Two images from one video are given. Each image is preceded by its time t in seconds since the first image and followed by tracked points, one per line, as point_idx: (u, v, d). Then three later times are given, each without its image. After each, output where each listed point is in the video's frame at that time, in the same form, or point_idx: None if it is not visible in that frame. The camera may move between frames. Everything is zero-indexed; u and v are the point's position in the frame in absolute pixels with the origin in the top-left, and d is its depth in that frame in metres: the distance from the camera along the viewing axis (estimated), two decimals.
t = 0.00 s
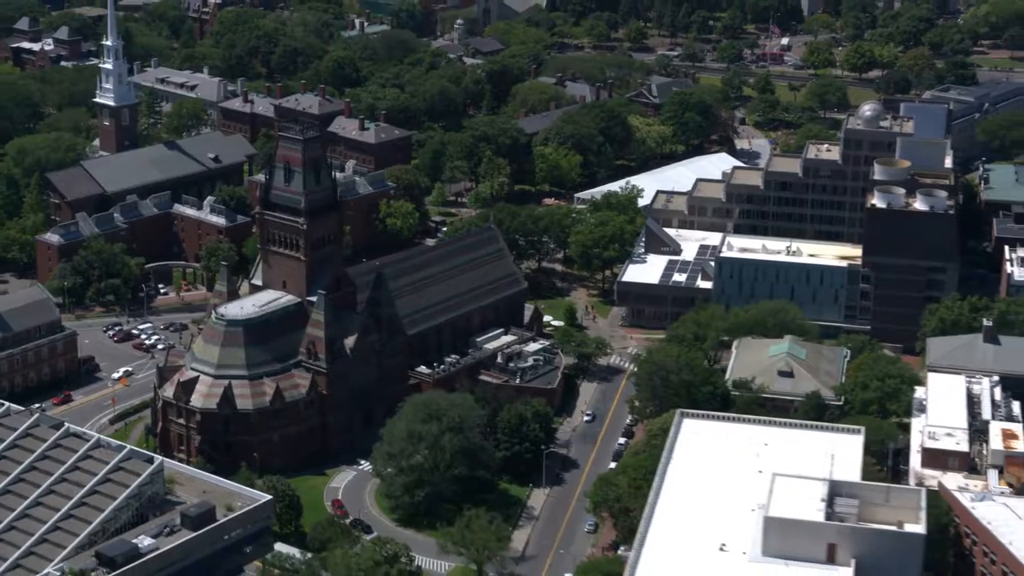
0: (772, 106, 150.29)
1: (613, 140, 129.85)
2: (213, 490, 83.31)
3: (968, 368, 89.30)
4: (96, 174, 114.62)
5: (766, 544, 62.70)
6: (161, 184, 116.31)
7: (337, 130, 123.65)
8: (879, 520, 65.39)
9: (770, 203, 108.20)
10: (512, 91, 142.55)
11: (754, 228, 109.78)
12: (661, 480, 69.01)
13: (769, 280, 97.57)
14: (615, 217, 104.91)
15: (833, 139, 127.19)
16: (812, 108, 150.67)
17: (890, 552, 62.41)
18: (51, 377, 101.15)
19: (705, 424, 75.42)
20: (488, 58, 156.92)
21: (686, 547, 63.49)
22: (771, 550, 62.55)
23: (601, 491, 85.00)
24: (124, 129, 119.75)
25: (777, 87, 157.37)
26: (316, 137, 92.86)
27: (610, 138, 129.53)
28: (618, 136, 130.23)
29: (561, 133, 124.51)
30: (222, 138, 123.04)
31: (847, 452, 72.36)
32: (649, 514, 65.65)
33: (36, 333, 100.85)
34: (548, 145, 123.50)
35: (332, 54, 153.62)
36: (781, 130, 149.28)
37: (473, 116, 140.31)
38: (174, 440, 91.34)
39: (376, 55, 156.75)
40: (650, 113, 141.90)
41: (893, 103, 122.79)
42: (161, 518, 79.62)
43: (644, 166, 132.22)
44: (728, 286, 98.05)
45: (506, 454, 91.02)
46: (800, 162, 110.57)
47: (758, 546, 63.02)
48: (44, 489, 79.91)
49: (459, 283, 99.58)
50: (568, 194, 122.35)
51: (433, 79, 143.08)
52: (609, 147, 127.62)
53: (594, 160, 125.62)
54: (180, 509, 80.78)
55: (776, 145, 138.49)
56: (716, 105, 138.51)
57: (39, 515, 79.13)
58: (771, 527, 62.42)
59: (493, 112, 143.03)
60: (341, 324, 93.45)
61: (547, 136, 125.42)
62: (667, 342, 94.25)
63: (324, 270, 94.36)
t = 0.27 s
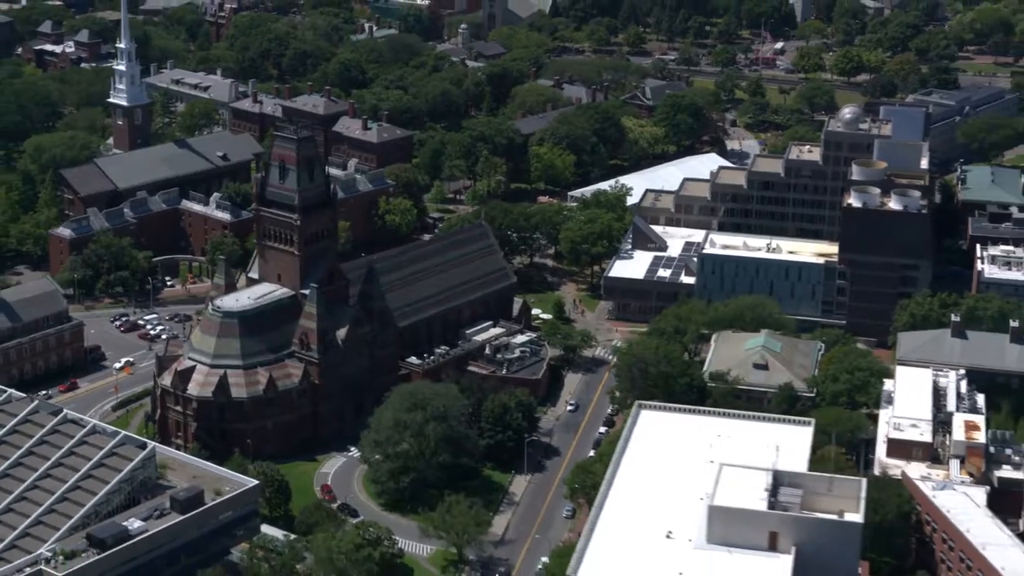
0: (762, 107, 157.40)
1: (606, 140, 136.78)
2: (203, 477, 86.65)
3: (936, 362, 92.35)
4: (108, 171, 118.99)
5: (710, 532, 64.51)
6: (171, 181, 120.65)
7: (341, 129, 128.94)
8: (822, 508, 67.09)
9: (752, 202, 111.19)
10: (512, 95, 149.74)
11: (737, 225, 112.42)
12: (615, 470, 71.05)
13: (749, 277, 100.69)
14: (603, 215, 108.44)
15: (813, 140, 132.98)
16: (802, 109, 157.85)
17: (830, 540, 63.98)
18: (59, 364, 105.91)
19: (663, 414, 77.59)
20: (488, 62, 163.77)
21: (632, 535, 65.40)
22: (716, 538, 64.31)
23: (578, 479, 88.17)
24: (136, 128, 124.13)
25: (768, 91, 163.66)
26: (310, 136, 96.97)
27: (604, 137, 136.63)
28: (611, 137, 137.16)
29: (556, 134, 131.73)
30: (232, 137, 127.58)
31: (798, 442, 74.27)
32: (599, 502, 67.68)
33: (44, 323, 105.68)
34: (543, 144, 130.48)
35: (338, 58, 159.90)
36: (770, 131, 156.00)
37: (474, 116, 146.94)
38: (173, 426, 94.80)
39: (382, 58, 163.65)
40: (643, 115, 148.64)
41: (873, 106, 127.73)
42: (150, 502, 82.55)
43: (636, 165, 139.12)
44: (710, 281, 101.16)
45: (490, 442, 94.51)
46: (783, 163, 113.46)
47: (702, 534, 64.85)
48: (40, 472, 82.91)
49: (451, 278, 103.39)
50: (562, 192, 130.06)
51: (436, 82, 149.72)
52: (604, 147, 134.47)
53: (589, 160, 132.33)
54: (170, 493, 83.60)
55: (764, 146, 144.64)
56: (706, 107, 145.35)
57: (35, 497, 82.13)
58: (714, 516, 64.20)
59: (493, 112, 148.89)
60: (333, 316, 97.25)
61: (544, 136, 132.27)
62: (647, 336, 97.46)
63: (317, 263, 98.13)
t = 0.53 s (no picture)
0: (754, 109, 159.73)
1: (601, 142, 139.58)
2: (194, 465, 90.21)
3: (907, 357, 95.12)
4: (120, 169, 123.11)
5: (659, 522, 66.13)
6: (180, 178, 124.75)
7: (345, 129, 134.55)
8: (768, 500, 68.89)
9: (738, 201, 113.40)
10: (513, 95, 154.80)
11: (723, 224, 114.90)
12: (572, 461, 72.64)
13: (731, 274, 103.81)
14: (593, 213, 111.81)
15: (798, 141, 137.36)
16: (790, 110, 160.70)
17: (775, 531, 65.70)
18: (66, 355, 110.28)
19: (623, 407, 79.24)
20: (490, 65, 169.08)
21: (584, 524, 66.99)
22: (664, 527, 65.99)
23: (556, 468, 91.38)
24: (148, 128, 128.23)
25: (761, 95, 168.51)
26: (304, 137, 101.08)
27: (599, 138, 139.66)
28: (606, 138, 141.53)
29: (553, 135, 135.36)
30: (239, 137, 131.80)
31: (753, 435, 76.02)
32: (555, 492, 69.28)
33: (52, 315, 110.00)
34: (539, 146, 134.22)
35: (345, 61, 165.35)
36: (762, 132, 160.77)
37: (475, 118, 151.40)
38: (171, 415, 98.99)
39: (388, 59, 169.19)
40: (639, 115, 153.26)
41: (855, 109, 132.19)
42: (142, 488, 86.37)
43: (629, 165, 143.72)
44: (694, 279, 104.14)
45: (475, 431, 97.93)
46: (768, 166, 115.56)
47: (651, 524, 66.53)
48: (38, 459, 87.06)
49: (443, 273, 107.01)
50: (557, 191, 133.61)
51: (439, 83, 154.92)
52: (598, 149, 137.38)
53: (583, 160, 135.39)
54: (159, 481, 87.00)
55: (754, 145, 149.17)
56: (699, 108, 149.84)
57: (32, 484, 86.24)
58: (662, 506, 65.80)
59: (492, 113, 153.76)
60: (325, 311, 100.89)
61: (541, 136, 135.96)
62: (630, 330, 99.96)
63: (311, 258, 101.85)
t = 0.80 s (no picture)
0: (747, 115, 167.87)
1: (598, 144, 147.51)
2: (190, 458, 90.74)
3: (881, 354, 97.87)
4: (131, 168, 127.09)
5: (612, 514, 67.88)
6: (190, 178, 128.73)
7: (350, 132, 141.60)
8: (719, 493, 70.83)
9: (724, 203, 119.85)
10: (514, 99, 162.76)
11: (711, 224, 121.27)
12: (532, 453, 73.90)
13: (716, 272, 108.44)
14: (582, 213, 116.23)
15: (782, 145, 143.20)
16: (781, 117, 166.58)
17: (724, 525, 67.66)
18: (73, 346, 114.05)
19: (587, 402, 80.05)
20: (492, 71, 175.62)
21: (540, 513, 68.57)
22: (617, 520, 67.78)
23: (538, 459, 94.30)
24: (160, 130, 132.45)
25: (752, 101, 174.88)
26: (300, 138, 104.20)
27: (596, 140, 147.44)
28: (602, 142, 147.26)
29: (551, 138, 142.55)
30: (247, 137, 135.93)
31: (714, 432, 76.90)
32: (513, 483, 70.67)
33: (60, 308, 113.67)
34: (536, 148, 141.21)
35: (352, 67, 171.67)
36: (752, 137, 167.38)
37: (477, 120, 158.41)
38: (171, 405, 102.03)
39: (394, 66, 175.96)
40: (633, 121, 159.28)
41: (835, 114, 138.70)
42: (134, 477, 86.01)
43: (623, 169, 149.66)
44: (680, 277, 108.55)
45: (462, 424, 101.10)
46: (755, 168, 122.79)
47: (606, 516, 68.18)
48: (33, 451, 86.71)
49: (435, 271, 110.82)
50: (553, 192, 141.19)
51: (442, 88, 161.09)
52: (593, 151, 144.18)
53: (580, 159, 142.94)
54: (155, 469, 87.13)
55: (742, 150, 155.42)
56: (691, 113, 155.76)
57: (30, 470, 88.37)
58: (616, 499, 67.57)
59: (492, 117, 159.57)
60: (320, 306, 104.12)
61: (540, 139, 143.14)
62: (616, 326, 102.88)
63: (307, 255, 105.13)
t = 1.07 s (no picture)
0: (742, 118, 171.25)
1: (594, 147, 151.02)
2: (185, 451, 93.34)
3: (857, 352, 100.32)
4: (143, 169, 131.00)
5: (568, 508, 68.86)
6: (199, 178, 132.57)
7: (356, 134, 145.36)
8: (674, 488, 71.66)
9: (713, 204, 123.02)
10: (515, 103, 166.39)
11: (700, 226, 125.07)
12: (495, 450, 74.96)
13: (702, 272, 111.21)
14: (576, 213, 119.35)
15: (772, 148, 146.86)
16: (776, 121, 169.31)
17: (678, 518, 68.52)
18: (81, 340, 117.68)
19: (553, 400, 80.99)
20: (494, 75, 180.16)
21: (498, 507, 69.60)
22: (573, 513, 68.75)
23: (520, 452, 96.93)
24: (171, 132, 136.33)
25: (748, 106, 179.04)
26: (296, 140, 107.41)
27: (591, 143, 150.91)
28: (598, 145, 151.19)
29: (548, 141, 146.01)
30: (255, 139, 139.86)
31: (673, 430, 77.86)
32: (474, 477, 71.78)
33: (68, 303, 117.26)
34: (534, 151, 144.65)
35: (358, 71, 176.42)
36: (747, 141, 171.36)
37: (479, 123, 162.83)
38: (171, 397, 105.23)
39: (398, 69, 180.56)
40: (629, 124, 163.51)
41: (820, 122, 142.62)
42: (129, 466, 87.96)
43: (619, 171, 153.63)
44: (668, 277, 111.27)
45: (450, 417, 103.99)
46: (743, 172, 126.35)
47: (562, 509, 69.19)
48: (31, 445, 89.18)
49: (429, 269, 113.93)
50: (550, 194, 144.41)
51: (445, 93, 165.53)
52: (590, 155, 147.75)
53: (576, 162, 146.38)
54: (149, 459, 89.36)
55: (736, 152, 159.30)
56: (686, 117, 159.64)
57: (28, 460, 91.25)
58: (572, 493, 68.57)
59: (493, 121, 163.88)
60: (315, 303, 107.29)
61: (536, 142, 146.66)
62: (602, 324, 105.60)
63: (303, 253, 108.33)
